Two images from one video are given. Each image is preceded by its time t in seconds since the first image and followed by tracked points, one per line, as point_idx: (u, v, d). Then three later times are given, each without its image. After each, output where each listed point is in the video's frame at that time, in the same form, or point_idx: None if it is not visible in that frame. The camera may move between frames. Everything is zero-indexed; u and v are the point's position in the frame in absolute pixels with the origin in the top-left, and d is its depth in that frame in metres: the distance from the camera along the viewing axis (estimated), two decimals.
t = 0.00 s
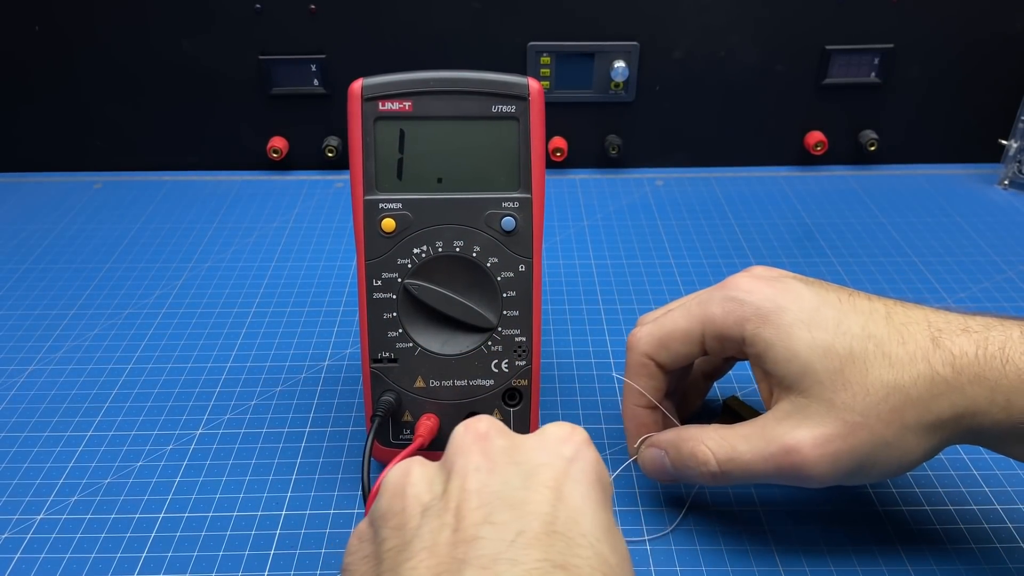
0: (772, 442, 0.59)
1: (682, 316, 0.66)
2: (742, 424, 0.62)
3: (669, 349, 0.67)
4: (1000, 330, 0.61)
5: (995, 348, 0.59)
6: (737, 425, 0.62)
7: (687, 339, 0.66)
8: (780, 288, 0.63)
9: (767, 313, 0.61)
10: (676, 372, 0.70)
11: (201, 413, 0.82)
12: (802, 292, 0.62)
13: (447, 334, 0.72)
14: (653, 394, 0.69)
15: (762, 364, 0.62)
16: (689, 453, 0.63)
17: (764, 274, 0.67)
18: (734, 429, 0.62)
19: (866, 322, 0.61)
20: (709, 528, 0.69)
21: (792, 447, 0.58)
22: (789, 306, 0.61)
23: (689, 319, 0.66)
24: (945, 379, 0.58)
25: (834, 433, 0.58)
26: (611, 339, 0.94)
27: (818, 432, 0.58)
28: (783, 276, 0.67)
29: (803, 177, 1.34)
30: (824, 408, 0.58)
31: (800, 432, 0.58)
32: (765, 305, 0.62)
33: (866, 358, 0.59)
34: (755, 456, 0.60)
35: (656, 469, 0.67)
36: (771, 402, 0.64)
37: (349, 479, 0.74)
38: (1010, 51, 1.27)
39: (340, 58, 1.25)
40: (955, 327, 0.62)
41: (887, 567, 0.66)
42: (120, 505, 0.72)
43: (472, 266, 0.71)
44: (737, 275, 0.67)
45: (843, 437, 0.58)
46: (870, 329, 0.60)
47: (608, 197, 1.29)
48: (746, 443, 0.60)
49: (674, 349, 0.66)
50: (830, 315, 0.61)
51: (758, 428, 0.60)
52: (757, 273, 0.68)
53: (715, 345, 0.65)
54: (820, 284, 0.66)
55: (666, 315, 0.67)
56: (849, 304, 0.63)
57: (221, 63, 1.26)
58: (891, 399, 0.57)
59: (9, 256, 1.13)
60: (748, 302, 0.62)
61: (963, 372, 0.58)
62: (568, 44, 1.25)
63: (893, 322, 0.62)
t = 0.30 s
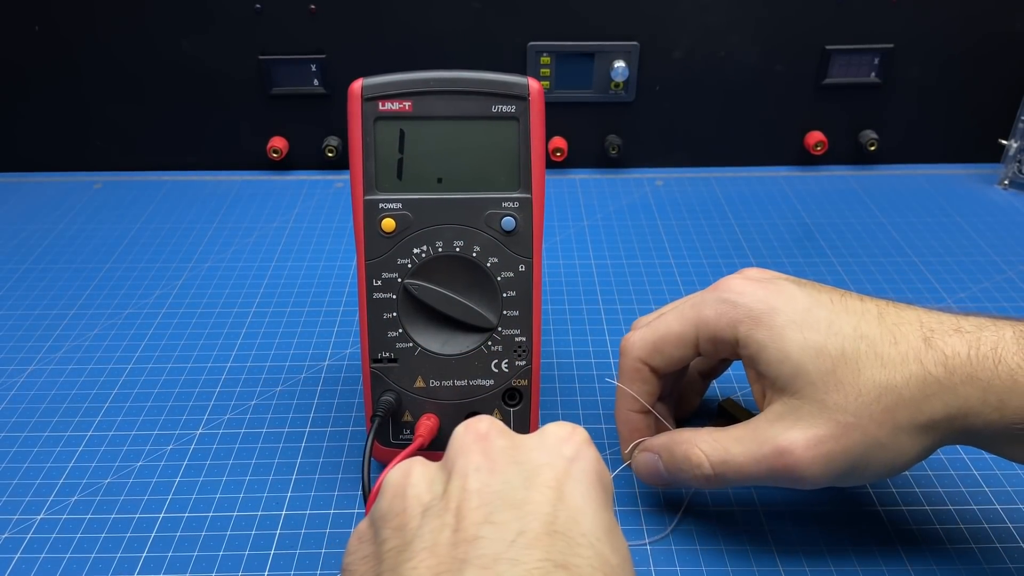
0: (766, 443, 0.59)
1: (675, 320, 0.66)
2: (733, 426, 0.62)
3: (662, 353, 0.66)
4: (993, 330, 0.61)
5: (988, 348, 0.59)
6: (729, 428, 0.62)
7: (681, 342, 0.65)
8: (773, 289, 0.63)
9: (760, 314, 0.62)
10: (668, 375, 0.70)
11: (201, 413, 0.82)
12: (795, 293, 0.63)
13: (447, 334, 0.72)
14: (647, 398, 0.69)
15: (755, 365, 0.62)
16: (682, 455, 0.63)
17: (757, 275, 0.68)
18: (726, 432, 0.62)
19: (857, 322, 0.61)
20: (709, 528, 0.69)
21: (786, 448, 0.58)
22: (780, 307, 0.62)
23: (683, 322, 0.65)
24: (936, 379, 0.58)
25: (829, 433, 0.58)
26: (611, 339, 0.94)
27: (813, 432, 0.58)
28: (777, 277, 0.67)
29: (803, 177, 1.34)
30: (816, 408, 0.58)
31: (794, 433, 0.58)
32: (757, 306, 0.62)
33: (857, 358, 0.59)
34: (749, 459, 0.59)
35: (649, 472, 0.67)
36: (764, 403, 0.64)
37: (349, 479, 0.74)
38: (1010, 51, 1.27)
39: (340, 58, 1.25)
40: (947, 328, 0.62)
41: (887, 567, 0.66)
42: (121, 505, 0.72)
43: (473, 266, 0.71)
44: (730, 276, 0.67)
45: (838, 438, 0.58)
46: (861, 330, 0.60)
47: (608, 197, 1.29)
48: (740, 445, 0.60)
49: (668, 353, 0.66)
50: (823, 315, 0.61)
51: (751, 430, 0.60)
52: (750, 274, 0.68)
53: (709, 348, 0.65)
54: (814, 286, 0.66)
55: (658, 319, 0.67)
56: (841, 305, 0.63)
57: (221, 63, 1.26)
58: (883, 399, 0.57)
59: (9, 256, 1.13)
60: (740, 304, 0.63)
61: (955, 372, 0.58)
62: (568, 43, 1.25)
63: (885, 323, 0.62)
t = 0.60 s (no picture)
0: (766, 444, 0.59)
1: (674, 323, 0.66)
2: (733, 429, 0.62)
3: (661, 356, 0.66)
4: (992, 330, 0.61)
5: (987, 349, 0.59)
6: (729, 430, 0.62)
7: (679, 345, 0.65)
8: (769, 290, 0.64)
9: (758, 316, 0.62)
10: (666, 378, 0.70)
11: (201, 413, 0.82)
12: (792, 295, 0.63)
13: (447, 334, 0.72)
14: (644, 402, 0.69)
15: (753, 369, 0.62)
16: (683, 458, 0.62)
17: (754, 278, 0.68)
18: (726, 434, 0.62)
19: (855, 324, 0.61)
20: (709, 528, 0.69)
21: (785, 450, 0.58)
22: (777, 308, 0.62)
23: (682, 325, 0.65)
24: (935, 378, 0.58)
25: (827, 435, 0.58)
26: (611, 339, 0.94)
27: (812, 434, 0.58)
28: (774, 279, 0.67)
29: (803, 177, 1.34)
30: (815, 409, 0.58)
31: (792, 434, 0.58)
32: (754, 307, 0.62)
33: (855, 359, 0.59)
34: (750, 459, 0.59)
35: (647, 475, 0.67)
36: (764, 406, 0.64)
37: (349, 479, 0.74)
38: (1010, 51, 1.27)
39: (341, 58, 1.25)
40: (946, 328, 0.62)
41: (887, 567, 0.66)
42: (121, 505, 0.72)
43: (472, 266, 0.71)
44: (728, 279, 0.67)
45: (837, 438, 0.58)
46: (861, 331, 0.60)
47: (608, 197, 1.29)
48: (740, 446, 0.60)
49: (667, 356, 0.66)
50: (820, 316, 0.61)
51: (751, 432, 0.60)
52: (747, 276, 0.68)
53: (707, 350, 0.65)
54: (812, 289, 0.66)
55: (658, 322, 0.67)
56: (840, 307, 0.63)
57: (221, 63, 1.26)
58: (882, 400, 0.57)
59: (9, 256, 1.13)
60: (737, 307, 0.63)
61: (954, 372, 0.58)
62: (568, 43, 1.25)
63: (884, 324, 0.62)
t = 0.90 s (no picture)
0: (766, 463, 0.57)
1: (638, 346, 0.65)
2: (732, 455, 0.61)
3: (626, 380, 0.65)
4: (961, 299, 0.60)
5: (955, 319, 0.58)
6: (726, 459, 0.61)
7: (642, 370, 0.64)
8: (726, 311, 0.62)
9: (716, 339, 0.60)
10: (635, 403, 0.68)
11: (200, 413, 0.82)
12: (748, 310, 0.61)
13: (447, 334, 0.72)
14: (613, 425, 0.68)
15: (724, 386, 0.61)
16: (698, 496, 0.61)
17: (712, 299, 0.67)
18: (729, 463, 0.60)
19: (816, 321, 0.60)
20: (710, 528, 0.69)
21: (786, 467, 0.56)
22: (736, 327, 0.60)
23: (644, 349, 0.64)
24: (906, 358, 0.56)
25: (816, 443, 0.56)
26: (611, 339, 0.94)
27: (806, 448, 0.56)
28: (730, 296, 0.66)
29: (803, 177, 1.34)
30: (794, 417, 0.56)
31: (787, 450, 0.56)
32: (712, 330, 0.61)
33: (821, 358, 0.57)
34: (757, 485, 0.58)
35: (680, 530, 0.65)
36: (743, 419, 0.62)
37: (349, 479, 0.74)
38: (1010, 51, 1.27)
39: (341, 59, 1.25)
40: (913, 303, 0.61)
41: (887, 567, 0.66)
42: (121, 505, 0.72)
43: (472, 266, 0.71)
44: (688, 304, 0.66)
45: (828, 445, 0.56)
46: (824, 328, 0.59)
47: (608, 197, 1.29)
48: (744, 475, 0.58)
49: (629, 381, 0.65)
50: (779, 324, 0.60)
51: (749, 455, 0.58)
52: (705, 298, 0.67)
53: (670, 376, 0.64)
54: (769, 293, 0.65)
55: (626, 345, 0.67)
56: (797, 306, 0.61)
57: (221, 64, 1.26)
58: (858, 392, 0.56)
59: (9, 256, 1.13)
60: (697, 332, 0.61)
61: (926, 348, 0.57)
62: (568, 43, 1.25)
63: (844, 315, 0.60)
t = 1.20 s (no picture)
0: (759, 475, 0.58)
1: (607, 368, 0.64)
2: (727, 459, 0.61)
3: (598, 402, 0.64)
4: (921, 277, 0.58)
5: (918, 300, 0.56)
6: (720, 464, 0.62)
7: (613, 393, 0.63)
8: (689, 333, 0.61)
9: (686, 365, 0.59)
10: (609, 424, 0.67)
11: (200, 413, 0.82)
12: (711, 330, 0.61)
13: (447, 334, 0.72)
14: (589, 444, 0.67)
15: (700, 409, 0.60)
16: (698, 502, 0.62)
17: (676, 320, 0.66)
18: (723, 473, 0.60)
19: (779, 326, 0.59)
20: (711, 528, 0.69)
21: (778, 478, 0.57)
22: (702, 347, 0.60)
23: (614, 371, 0.63)
24: (876, 351, 0.55)
25: (805, 451, 0.56)
26: (611, 338, 0.94)
27: (796, 458, 0.56)
28: (691, 316, 0.65)
29: (803, 177, 1.34)
30: (781, 428, 0.57)
31: (778, 461, 0.57)
32: (680, 355, 0.60)
33: (794, 365, 0.57)
34: (751, 494, 0.59)
35: (684, 521, 0.65)
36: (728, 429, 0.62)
37: (349, 479, 0.74)
38: (1010, 51, 1.27)
39: (341, 59, 1.25)
40: (873, 287, 0.59)
41: (888, 568, 0.66)
42: (121, 505, 0.72)
43: (472, 265, 0.71)
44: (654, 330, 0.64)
45: (818, 450, 0.56)
46: (789, 332, 0.58)
47: (608, 197, 1.29)
48: (739, 482, 0.59)
49: (601, 405, 0.64)
50: (743, 337, 0.59)
51: (742, 465, 0.59)
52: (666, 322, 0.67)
53: (642, 404, 0.63)
54: (729, 305, 0.64)
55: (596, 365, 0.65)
56: (756, 313, 0.61)
57: (221, 64, 1.26)
58: (840, 393, 0.55)
59: (9, 255, 1.13)
60: (665, 357, 0.60)
61: (894, 336, 0.55)
62: (568, 44, 1.25)
63: (806, 315, 0.59)
